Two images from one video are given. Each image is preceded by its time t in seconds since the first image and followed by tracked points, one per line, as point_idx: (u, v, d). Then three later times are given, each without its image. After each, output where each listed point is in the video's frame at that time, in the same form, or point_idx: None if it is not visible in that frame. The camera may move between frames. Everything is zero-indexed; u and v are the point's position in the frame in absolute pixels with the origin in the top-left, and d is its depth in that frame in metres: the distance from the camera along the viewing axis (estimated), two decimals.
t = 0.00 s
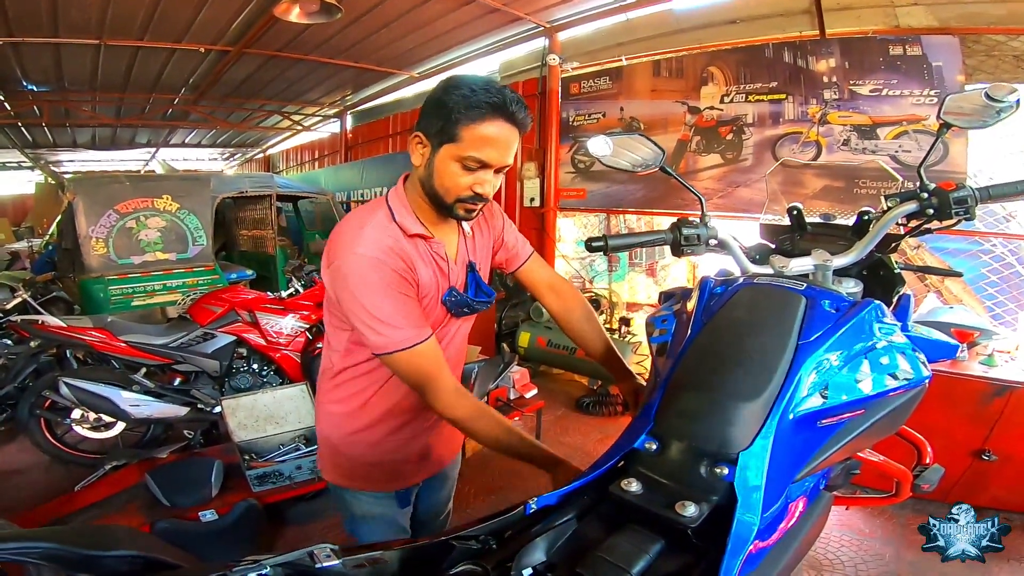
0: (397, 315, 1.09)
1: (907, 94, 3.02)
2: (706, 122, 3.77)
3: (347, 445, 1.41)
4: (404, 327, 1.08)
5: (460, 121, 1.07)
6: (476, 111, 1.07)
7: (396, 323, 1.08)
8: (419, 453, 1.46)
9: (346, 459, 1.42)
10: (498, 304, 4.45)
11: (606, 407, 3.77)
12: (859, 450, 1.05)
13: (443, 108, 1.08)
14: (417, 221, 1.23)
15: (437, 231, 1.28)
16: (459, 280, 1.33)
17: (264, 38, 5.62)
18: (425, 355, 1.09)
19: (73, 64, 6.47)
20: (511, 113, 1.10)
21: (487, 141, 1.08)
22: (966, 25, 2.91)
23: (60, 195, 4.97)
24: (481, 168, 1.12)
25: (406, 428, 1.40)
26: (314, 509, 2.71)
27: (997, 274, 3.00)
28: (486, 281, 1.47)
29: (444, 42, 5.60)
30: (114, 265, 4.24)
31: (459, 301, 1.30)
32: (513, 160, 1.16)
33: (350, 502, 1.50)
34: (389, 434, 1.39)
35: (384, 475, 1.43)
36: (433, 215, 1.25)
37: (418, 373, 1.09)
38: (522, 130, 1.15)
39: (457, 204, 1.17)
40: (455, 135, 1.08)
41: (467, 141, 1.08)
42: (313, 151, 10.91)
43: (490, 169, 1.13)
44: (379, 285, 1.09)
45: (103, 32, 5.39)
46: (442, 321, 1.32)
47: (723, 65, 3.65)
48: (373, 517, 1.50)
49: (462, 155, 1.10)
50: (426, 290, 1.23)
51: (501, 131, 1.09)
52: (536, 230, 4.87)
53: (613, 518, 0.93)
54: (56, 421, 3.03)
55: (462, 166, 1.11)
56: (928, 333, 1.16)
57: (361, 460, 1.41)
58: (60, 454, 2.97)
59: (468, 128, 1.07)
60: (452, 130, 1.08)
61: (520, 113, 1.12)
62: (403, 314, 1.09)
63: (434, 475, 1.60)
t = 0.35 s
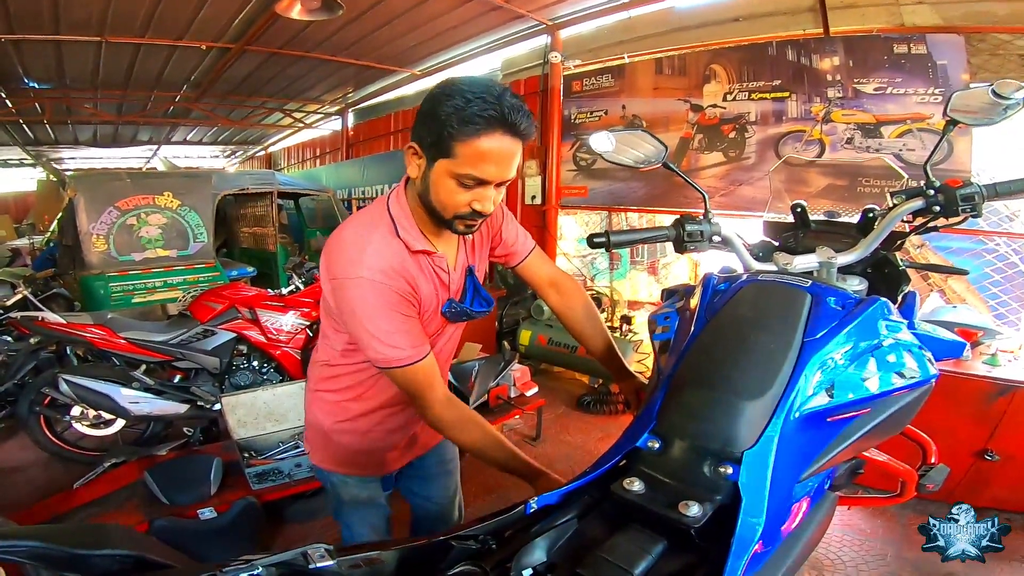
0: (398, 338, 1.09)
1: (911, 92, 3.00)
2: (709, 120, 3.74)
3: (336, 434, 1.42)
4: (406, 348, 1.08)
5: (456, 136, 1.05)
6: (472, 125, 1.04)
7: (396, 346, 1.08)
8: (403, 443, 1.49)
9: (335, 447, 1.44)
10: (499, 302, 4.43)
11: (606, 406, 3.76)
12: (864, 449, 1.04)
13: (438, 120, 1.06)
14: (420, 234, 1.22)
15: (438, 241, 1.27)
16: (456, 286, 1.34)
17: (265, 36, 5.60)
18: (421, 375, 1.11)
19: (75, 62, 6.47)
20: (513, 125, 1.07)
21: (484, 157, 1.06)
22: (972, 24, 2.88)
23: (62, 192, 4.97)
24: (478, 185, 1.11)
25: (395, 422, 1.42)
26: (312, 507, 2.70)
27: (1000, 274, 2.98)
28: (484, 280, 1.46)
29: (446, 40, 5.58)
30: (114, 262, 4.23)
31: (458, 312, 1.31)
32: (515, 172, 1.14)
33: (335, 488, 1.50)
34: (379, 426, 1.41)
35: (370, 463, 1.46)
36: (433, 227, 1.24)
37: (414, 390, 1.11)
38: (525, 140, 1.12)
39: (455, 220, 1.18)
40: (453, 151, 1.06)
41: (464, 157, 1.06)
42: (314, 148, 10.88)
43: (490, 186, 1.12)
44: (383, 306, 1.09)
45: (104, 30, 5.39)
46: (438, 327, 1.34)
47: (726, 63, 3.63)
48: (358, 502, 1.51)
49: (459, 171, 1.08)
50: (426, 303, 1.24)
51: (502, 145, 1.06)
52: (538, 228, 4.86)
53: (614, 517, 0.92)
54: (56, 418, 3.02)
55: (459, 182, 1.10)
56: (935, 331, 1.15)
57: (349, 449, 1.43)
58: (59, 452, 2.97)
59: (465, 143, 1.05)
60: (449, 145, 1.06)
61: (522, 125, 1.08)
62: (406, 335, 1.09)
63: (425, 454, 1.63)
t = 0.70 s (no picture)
0: (375, 317, 1.10)
1: (918, 91, 2.98)
2: (714, 120, 3.73)
3: (343, 424, 1.43)
4: (379, 329, 1.09)
5: (452, 127, 1.06)
6: (467, 117, 1.05)
7: (372, 324, 1.09)
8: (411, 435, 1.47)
9: (343, 437, 1.44)
10: (503, 301, 4.43)
11: (610, 405, 3.75)
12: (870, 451, 1.03)
13: (435, 112, 1.07)
14: (416, 218, 1.23)
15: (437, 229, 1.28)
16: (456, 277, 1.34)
17: (270, 35, 5.62)
18: (392, 359, 1.11)
19: (81, 61, 6.50)
20: (507, 116, 1.07)
21: (479, 148, 1.07)
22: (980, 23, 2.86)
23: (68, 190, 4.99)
24: (474, 175, 1.11)
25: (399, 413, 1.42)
26: (315, 505, 2.70)
27: (1008, 275, 2.96)
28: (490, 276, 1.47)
29: (450, 39, 5.58)
30: (120, 261, 4.24)
31: (450, 300, 1.31)
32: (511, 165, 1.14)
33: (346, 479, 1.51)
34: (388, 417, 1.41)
35: (375, 455, 1.45)
36: (430, 214, 1.25)
37: (382, 376, 1.11)
38: (520, 132, 1.12)
39: (452, 208, 1.18)
40: (448, 141, 1.07)
41: (459, 148, 1.07)
42: (318, 148, 10.89)
43: (485, 176, 1.12)
44: (365, 285, 1.11)
45: (111, 28, 5.41)
46: (436, 316, 1.33)
47: (732, 62, 3.62)
48: (366, 495, 1.51)
49: (454, 161, 1.09)
50: (418, 290, 1.24)
51: (497, 137, 1.07)
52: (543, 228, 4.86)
53: (619, 517, 0.91)
54: (61, 417, 3.03)
55: (455, 171, 1.11)
56: (941, 331, 1.13)
57: (356, 439, 1.43)
58: (64, 450, 2.97)
59: (460, 134, 1.06)
60: (445, 135, 1.07)
61: (518, 118, 1.09)
62: (382, 317, 1.10)
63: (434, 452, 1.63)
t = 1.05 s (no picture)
0: (425, 312, 1.11)
1: (925, 90, 2.96)
2: (719, 119, 3.72)
3: (377, 419, 1.46)
4: (432, 322, 1.09)
5: (466, 130, 1.09)
6: (481, 120, 1.08)
7: (425, 318, 1.10)
8: (441, 428, 1.49)
9: (373, 431, 1.47)
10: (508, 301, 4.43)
11: (616, 405, 3.75)
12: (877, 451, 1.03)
13: (450, 118, 1.11)
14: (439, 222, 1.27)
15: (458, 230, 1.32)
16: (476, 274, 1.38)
17: (275, 35, 5.64)
18: (450, 350, 1.10)
19: (89, 62, 6.55)
20: (518, 118, 1.11)
21: (492, 149, 1.10)
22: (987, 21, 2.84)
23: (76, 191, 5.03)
24: (489, 174, 1.14)
25: (431, 408, 1.45)
26: (321, 504, 2.71)
27: (1017, 274, 2.94)
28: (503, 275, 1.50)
29: (455, 39, 5.59)
30: (128, 261, 4.27)
31: (477, 297, 1.35)
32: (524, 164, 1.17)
33: (375, 474, 1.53)
34: (417, 411, 1.44)
35: (406, 449, 1.47)
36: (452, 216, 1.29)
37: (441, 367, 1.11)
38: (530, 135, 1.16)
39: (469, 208, 1.20)
40: (463, 144, 1.10)
41: (473, 149, 1.10)
42: (323, 148, 10.92)
43: (499, 175, 1.15)
44: (408, 284, 1.13)
45: (118, 29, 5.45)
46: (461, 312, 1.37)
47: (737, 61, 3.61)
48: (396, 491, 1.52)
49: (469, 162, 1.12)
50: (447, 286, 1.28)
51: (509, 139, 1.10)
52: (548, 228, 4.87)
53: (624, 518, 0.91)
54: (71, 416, 3.05)
55: (471, 172, 1.14)
56: (951, 331, 1.13)
57: (387, 433, 1.45)
58: (74, 448, 3.00)
59: (474, 136, 1.09)
60: (460, 138, 1.10)
61: (527, 119, 1.13)
62: (432, 311, 1.11)
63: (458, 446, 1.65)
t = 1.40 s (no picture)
0: (446, 315, 1.11)
1: (934, 91, 2.93)
2: (726, 120, 3.71)
3: (396, 418, 1.46)
4: (448, 328, 1.10)
5: (493, 134, 1.10)
6: (507, 124, 1.09)
7: (445, 321, 1.10)
8: (458, 427, 1.49)
9: (390, 430, 1.47)
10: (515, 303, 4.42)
11: (622, 408, 3.74)
12: (889, 455, 1.01)
13: (476, 122, 1.11)
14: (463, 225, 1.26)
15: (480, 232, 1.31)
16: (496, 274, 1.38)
17: (281, 38, 5.66)
18: (459, 355, 1.11)
19: (98, 65, 6.60)
20: (540, 123, 1.12)
21: (517, 152, 1.11)
22: (996, 21, 2.81)
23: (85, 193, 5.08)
24: (514, 176, 1.15)
25: (448, 406, 1.46)
26: (327, 507, 2.71)
27: None
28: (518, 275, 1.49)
29: (460, 41, 5.60)
30: (137, 263, 4.30)
31: (498, 297, 1.34)
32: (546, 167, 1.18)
33: (393, 474, 1.52)
34: (435, 409, 1.44)
35: (422, 447, 1.46)
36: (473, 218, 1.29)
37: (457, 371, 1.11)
38: (552, 139, 1.16)
39: (494, 210, 1.20)
40: (489, 147, 1.11)
41: (499, 152, 1.11)
42: (330, 150, 10.95)
43: (523, 177, 1.16)
44: (431, 288, 1.13)
45: (126, 33, 5.49)
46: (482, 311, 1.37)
47: (743, 62, 3.59)
48: (413, 488, 1.51)
49: (495, 164, 1.13)
50: (468, 289, 1.28)
51: (533, 143, 1.11)
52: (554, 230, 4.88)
53: (631, 523, 0.90)
54: (79, 417, 3.07)
55: (497, 174, 1.14)
56: (963, 334, 1.11)
57: (404, 431, 1.46)
58: (82, 450, 3.02)
59: (501, 139, 1.10)
60: (486, 142, 1.11)
61: (550, 123, 1.13)
62: (449, 317, 1.11)
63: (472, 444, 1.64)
